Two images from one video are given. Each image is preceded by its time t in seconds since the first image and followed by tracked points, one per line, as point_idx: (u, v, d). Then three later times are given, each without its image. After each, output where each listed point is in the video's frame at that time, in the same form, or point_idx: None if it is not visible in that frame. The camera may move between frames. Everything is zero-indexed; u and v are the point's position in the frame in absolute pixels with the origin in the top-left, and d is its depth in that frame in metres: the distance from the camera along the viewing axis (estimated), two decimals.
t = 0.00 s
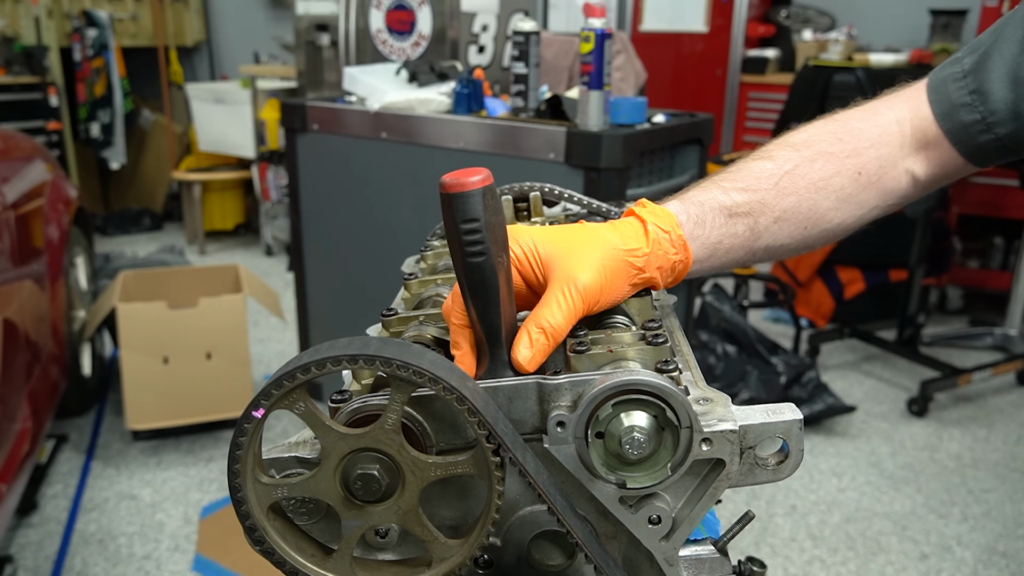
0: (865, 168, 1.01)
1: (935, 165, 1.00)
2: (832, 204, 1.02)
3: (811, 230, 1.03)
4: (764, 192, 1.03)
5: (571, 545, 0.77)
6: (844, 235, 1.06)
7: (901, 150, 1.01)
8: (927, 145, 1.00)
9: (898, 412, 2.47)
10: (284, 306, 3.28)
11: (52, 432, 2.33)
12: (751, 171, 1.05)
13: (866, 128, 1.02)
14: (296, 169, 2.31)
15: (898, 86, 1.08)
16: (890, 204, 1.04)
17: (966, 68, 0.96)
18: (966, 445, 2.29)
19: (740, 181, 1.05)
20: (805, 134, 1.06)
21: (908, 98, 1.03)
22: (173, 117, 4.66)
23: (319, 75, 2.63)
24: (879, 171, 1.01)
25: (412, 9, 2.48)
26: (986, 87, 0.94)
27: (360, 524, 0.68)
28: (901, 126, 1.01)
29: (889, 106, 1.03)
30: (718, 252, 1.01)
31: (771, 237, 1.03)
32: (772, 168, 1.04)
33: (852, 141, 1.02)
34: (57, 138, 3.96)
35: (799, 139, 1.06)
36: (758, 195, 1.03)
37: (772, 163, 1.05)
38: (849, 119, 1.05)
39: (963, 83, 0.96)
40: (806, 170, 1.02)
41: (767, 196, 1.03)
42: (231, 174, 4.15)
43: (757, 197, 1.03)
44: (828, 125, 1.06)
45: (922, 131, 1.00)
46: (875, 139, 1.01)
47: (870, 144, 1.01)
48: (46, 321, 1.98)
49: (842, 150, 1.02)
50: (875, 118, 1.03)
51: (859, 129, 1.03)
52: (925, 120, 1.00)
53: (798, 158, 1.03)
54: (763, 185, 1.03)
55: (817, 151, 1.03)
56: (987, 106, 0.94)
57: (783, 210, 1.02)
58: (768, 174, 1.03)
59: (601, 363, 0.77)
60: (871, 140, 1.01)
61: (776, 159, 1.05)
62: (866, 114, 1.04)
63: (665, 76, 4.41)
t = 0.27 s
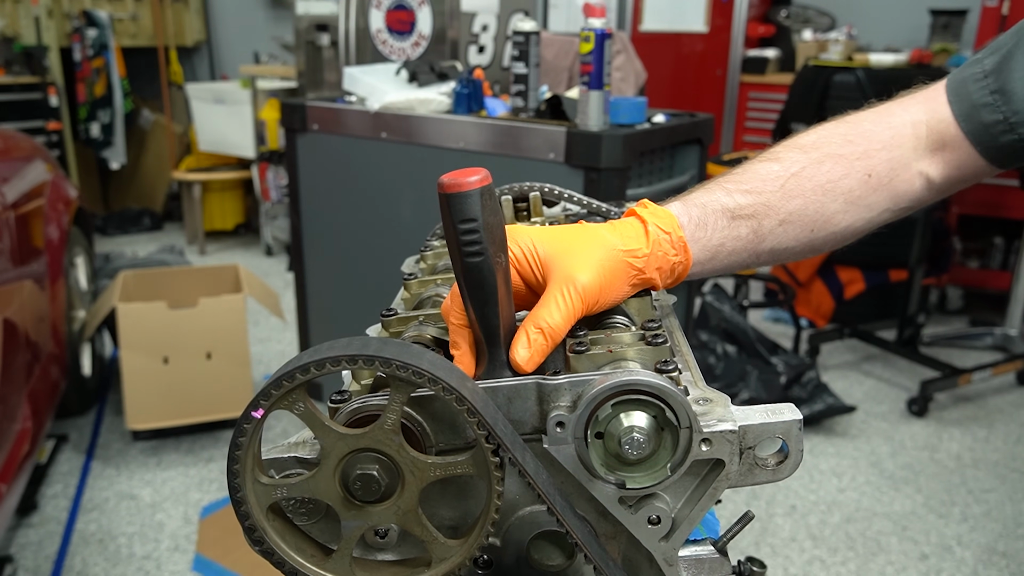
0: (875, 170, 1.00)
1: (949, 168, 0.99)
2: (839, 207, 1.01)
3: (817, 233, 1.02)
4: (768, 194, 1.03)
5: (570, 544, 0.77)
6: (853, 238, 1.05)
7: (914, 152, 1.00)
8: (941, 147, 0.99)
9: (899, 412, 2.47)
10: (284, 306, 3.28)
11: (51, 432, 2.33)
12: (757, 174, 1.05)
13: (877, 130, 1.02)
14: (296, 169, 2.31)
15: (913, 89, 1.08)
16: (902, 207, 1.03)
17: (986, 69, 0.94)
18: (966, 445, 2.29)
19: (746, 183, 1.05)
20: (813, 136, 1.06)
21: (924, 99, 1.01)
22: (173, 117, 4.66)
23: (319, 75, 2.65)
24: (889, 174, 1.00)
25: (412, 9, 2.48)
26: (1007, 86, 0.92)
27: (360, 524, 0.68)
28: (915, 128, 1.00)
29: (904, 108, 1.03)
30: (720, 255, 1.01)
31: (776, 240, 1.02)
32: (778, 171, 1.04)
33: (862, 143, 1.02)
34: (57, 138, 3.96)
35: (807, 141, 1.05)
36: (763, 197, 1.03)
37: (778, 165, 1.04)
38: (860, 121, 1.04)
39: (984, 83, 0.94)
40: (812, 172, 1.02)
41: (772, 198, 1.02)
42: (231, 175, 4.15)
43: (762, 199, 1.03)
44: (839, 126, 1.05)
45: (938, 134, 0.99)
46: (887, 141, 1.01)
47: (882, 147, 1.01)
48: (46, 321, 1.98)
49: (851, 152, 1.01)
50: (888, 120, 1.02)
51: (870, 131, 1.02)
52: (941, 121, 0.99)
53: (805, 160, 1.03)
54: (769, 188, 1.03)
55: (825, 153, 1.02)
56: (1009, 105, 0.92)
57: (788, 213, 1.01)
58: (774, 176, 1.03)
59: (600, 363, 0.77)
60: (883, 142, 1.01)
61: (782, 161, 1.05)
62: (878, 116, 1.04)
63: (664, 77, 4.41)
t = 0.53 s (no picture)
0: (878, 174, 1.01)
1: (952, 172, 1.00)
2: (842, 210, 1.01)
3: (819, 236, 1.02)
4: (770, 196, 1.02)
5: (570, 545, 0.77)
6: (854, 242, 1.05)
7: (917, 156, 1.01)
8: (946, 151, 1.00)
9: (898, 412, 2.47)
10: (284, 306, 3.28)
11: (52, 432, 2.33)
12: (759, 176, 1.05)
13: (880, 134, 1.02)
14: (296, 169, 2.31)
15: (915, 94, 1.08)
16: (904, 211, 1.03)
17: (993, 74, 0.95)
18: (966, 445, 2.29)
19: (747, 185, 1.05)
20: (816, 139, 1.06)
21: (928, 104, 1.02)
22: (173, 117, 4.66)
23: (319, 75, 2.65)
24: (892, 178, 1.01)
25: (412, 9, 2.48)
26: (1015, 91, 0.93)
27: (360, 525, 0.68)
28: (920, 133, 1.01)
29: (908, 112, 1.03)
30: (722, 257, 1.01)
31: (777, 242, 1.02)
32: (780, 173, 1.04)
33: (865, 147, 1.02)
34: (57, 138, 3.96)
35: (810, 144, 1.05)
36: (765, 199, 1.02)
37: (780, 168, 1.04)
38: (864, 125, 1.04)
39: (991, 88, 0.95)
40: (815, 175, 1.02)
41: (773, 200, 1.02)
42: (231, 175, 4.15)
43: (763, 201, 1.02)
44: (842, 130, 1.05)
45: (941, 139, 1.00)
46: (890, 145, 1.01)
47: (885, 150, 1.01)
48: (46, 322, 1.98)
49: (854, 155, 1.02)
50: (891, 125, 1.02)
51: (874, 135, 1.02)
52: (945, 127, 1.00)
53: (807, 163, 1.03)
54: (771, 190, 1.03)
55: (828, 156, 1.02)
56: (1017, 110, 0.93)
57: (790, 215, 1.01)
58: (776, 179, 1.03)
59: (600, 363, 0.77)
60: (886, 146, 1.01)
61: (784, 164, 1.05)
62: (881, 120, 1.04)
63: (664, 77, 4.41)
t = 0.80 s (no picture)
0: (887, 184, 1.02)
1: (964, 185, 1.01)
2: (849, 219, 1.02)
3: (824, 244, 1.03)
4: (776, 203, 1.03)
5: (570, 545, 0.77)
6: (859, 251, 1.06)
7: (929, 167, 1.01)
8: (959, 165, 1.01)
9: (899, 412, 2.47)
10: (284, 306, 3.28)
11: (52, 432, 2.33)
12: (766, 181, 1.06)
13: (894, 145, 1.03)
14: (296, 169, 2.31)
15: (929, 105, 1.09)
16: (912, 222, 1.04)
17: (1022, 90, 0.95)
18: (967, 445, 2.29)
19: (753, 191, 1.05)
20: (828, 146, 1.07)
21: (946, 116, 1.03)
22: (173, 117, 4.66)
23: (319, 75, 2.63)
24: (902, 189, 1.02)
25: (412, 9, 2.47)
26: None
27: (360, 525, 0.68)
28: (936, 145, 1.02)
29: (925, 123, 1.04)
30: (724, 261, 1.01)
31: (781, 249, 1.03)
32: (787, 179, 1.05)
33: (877, 157, 1.03)
34: (57, 138, 3.96)
35: (819, 151, 1.06)
36: (770, 205, 1.03)
37: (787, 174, 1.05)
38: (877, 134, 1.05)
39: (1021, 105, 0.96)
40: (823, 183, 1.03)
41: (779, 207, 1.03)
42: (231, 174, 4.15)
43: (769, 207, 1.03)
44: (854, 138, 1.06)
45: (955, 151, 1.01)
46: (902, 156, 1.02)
47: (897, 161, 1.02)
48: (46, 322, 1.98)
49: (864, 164, 1.03)
50: (906, 135, 1.03)
51: (886, 145, 1.03)
52: (963, 141, 1.00)
53: (816, 170, 1.04)
54: (777, 197, 1.04)
55: (838, 164, 1.04)
56: None
57: (795, 222, 1.02)
58: (784, 185, 1.03)
59: (600, 363, 0.77)
60: (899, 157, 1.02)
61: (792, 170, 1.06)
62: (897, 130, 1.05)
63: (664, 77, 4.41)
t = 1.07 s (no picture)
0: (897, 192, 1.04)
1: (973, 195, 1.04)
2: (856, 225, 1.04)
3: (829, 249, 1.05)
4: (781, 208, 1.05)
5: (571, 546, 0.77)
6: (864, 256, 1.08)
7: (941, 176, 1.04)
8: (973, 175, 1.03)
9: (899, 412, 2.47)
10: (284, 306, 3.28)
11: (51, 432, 2.33)
12: (773, 185, 1.07)
13: (907, 152, 1.05)
14: (296, 169, 2.31)
15: (944, 113, 1.11)
16: (921, 229, 1.06)
17: None
18: (967, 445, 2.29)
19: (759, 195, 1.07)
20: (837, 151, 1.08)
21: (964, 123, 1.05)
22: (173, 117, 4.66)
23: (319, 75, 2.65)
24: (912, 196, 1.04)
25: (412, 9, 2.47)
26: None
27: (360, 526, 0.68)
28: (950, 154, 1.04)
29: (940, 130, 1.06)
30: (726, 264, 1.03)
31: (784, 254, 1.05)
32: (795, 184, 1.06)
33: (889, 163, 1.05)
34: (57, 138, 3.96)
35: (829, 156, 1.08)
36: (775, 210, 1.05)
37: (795, 178, 1.07)
38: (889, 141, 1.07)
39: None
40: (832, 188, 1.04)
41: (785, 212, 1.05)
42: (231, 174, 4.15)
43: (774, 212, 1.05)
44: (866, 143, 1.08)
45: (968, 160, 1.04)
46: (915, 164, 1.04)
47: (909, 169, 1.04)
48: (47, 322, 1.98)
49: (875, 171, 1.05)
50: (921, 142, 1.06)
51: (900, 151, 1.06)
52: (979, 149, 1.03)
53: (825, 176, 1.06)
54: (783, 201, 1.05)
55: (848, 170, 1.06)
56: None
57: (800, 228, 1.04)
58: (791, 190, 1.05)
59: (601, 363, 0.77)
60: (911, 164, 1.04)
61: (800, 174, 1.07)
62: (910, 137, 1.07)
63: (664, 76, 4.41)
